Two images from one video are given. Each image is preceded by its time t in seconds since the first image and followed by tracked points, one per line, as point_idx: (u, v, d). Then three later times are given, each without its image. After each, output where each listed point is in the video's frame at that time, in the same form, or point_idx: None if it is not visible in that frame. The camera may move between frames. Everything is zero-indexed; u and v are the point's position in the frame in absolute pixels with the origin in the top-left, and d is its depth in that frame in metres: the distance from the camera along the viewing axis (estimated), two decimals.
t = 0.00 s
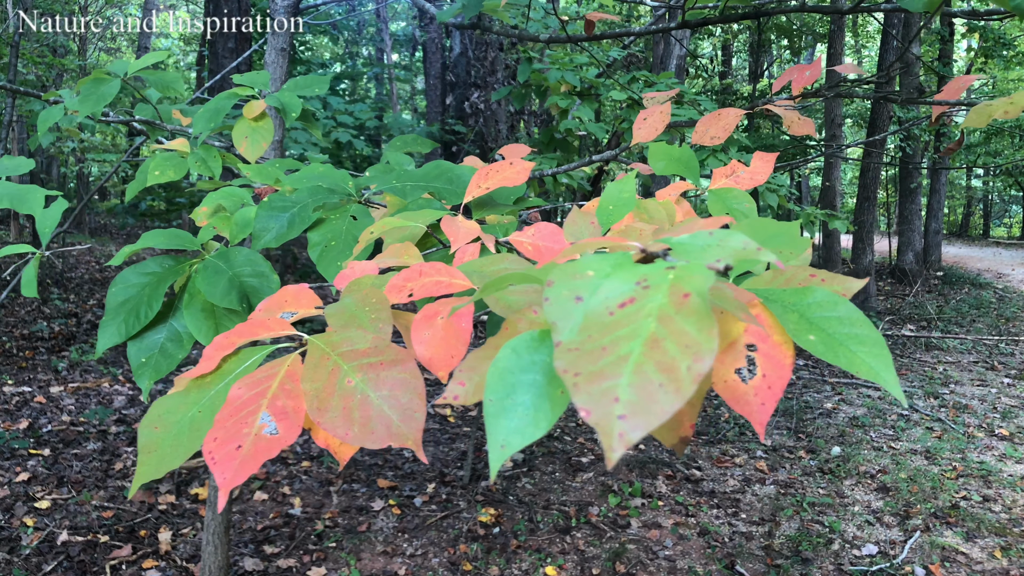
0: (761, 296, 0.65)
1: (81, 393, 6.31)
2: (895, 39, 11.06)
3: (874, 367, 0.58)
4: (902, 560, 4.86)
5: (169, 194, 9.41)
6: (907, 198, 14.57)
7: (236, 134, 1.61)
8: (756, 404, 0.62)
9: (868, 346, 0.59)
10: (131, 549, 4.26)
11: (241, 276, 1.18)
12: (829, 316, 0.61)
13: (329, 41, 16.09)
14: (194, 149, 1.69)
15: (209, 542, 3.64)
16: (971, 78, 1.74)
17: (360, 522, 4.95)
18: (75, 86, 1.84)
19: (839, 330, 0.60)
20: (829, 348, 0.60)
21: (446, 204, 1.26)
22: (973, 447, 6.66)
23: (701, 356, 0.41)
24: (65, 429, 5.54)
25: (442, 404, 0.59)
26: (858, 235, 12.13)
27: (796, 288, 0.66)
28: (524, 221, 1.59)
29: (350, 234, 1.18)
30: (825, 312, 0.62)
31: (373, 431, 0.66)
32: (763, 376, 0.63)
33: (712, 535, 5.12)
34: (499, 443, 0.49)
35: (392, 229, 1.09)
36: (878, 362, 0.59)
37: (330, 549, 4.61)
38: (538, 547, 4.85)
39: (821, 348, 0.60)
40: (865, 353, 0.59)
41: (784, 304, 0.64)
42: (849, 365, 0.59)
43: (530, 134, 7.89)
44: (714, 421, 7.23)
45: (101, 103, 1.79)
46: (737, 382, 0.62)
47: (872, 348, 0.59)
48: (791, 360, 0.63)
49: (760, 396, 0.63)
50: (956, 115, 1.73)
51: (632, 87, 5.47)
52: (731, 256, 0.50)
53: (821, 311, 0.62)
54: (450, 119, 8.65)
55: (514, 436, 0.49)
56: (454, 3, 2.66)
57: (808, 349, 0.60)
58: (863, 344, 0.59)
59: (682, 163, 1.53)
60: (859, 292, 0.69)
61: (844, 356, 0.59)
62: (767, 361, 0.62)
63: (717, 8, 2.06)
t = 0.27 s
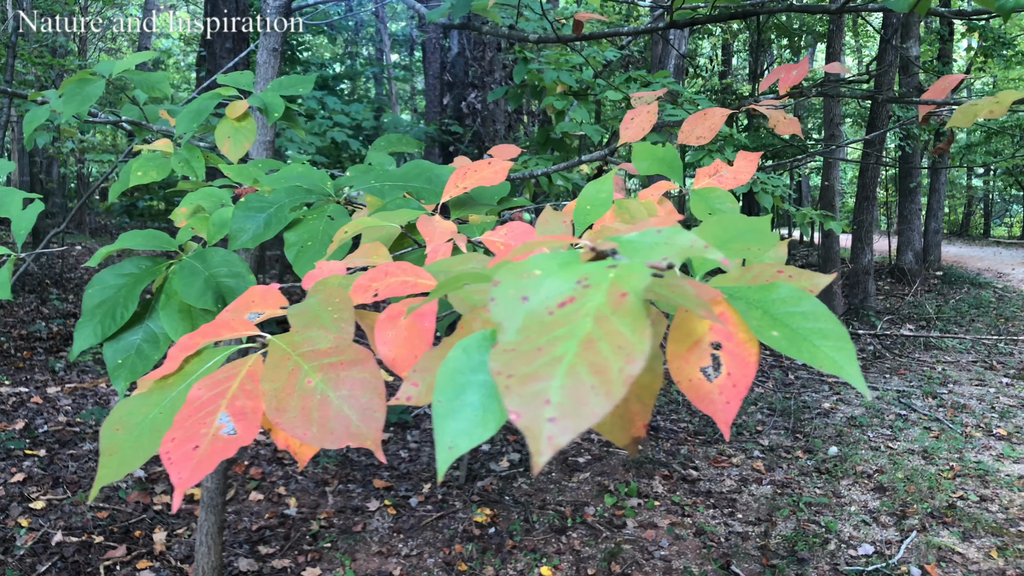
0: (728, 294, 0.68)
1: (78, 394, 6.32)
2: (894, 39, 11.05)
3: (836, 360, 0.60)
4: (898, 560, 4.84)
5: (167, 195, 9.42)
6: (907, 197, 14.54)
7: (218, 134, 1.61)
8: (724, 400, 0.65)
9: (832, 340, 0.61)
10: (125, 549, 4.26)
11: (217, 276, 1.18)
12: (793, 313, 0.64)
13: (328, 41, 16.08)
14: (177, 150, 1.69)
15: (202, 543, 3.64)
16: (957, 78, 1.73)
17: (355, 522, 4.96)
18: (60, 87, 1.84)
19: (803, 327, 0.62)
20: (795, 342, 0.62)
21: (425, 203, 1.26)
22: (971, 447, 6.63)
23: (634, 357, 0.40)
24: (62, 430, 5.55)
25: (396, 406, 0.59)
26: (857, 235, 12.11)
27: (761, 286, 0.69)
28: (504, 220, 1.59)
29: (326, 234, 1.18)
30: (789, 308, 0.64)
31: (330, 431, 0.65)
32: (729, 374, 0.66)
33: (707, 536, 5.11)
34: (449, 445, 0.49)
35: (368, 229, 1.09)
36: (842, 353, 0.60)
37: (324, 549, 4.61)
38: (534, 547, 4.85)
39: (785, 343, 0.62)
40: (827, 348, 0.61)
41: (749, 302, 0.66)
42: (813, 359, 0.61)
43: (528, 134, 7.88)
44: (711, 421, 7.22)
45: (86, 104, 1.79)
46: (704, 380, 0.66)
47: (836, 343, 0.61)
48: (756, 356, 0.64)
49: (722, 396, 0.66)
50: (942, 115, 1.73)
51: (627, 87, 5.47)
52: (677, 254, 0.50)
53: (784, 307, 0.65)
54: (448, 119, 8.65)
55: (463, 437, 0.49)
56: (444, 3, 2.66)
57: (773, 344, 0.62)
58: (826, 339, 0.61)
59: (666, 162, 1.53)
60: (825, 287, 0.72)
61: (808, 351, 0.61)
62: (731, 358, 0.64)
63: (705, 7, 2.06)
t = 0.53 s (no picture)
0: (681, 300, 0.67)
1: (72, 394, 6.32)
2: (890, 38, 11.04)
3: (784, 366, 0.58)
4: (890, 560, 4.83)
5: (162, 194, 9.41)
6: (904, 196, 14.53)
7: (197, 136, 1.61)
8: (672, 406, 0.66)
9: (781, 346, 0.60)
10: (116, 550, 4.27)
11: (187, 280, 1.18)
12: (743, 317, 0.63)
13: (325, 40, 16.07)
14: (156, 152, 1.69)
15: (192, 543, 3.63)
16: (938, 80, 1.74)
17: (347, 523, 4.96)
18: (40, 88, 1.83)
19: (753, 329, 0.61)
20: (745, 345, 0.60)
21: (397, 206, 1.26)
22: (965, 447, 6.61)
23: (550, 363, 0.40)
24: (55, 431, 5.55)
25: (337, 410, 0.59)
26: (854, 234, 12.10)
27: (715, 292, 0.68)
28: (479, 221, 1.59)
29: (296, 236, 1.18)
30: (740, 312, 0.63)
31: (277, 435, 0.65)
32: (679, 380, 0.66)
33: (700, 535, 5.10)
34: (379, 450, 0.49)
35: (335, 231, 1.08)
36: (789, 360, 0.59)
37: (316, 550, 4.62)
38: (526, 547, 4.85)
39: (735, 348, 0.60)
40: (777, 352, 0.59)
41: (701, 306, 0.65)
42: (761, 364, 0.59)
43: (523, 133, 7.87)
44: (705, 421, 7.21)
45: (66, 105, 1.79)
46: (655, 385, 0.67)
47: (785, 349, 0.60)
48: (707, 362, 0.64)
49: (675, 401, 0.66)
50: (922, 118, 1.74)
51: (619, 87, 5.46)
52: (607, 261, 0.50)
53: (736, 312, 0.64)
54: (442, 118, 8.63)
55: (395, 444, 0.49)
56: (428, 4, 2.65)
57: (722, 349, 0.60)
58: (776, 344, 0.60)
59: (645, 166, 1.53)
60: (779, 293, 0.74)
61: (755, 355, 0.59)
62: (683, 362, 0.65)
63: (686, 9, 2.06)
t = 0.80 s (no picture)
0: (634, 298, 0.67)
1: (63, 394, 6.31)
2: (884, 38, 11.03)
3: (733, 365, 0.58)
4: (879, 558, 4.83)
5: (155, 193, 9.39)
6: (898, 196, 14.53)
7: (174, 136, 1.61)
8: (625, 406, 0.67)
9: (730, 345, 0.60)
10: (105, 551, 4.27)
11: (156, 281, 1.18)
12: (694, 316, 0.63)
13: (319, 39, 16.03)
14: (133, 153, 1.68)
15: (180, 544, 3.63)
16: (918, 81, 1.75)
17: (338, 523, 4.96)
18: (17, 87, 1.83)
19: (703, 329, 0.61)
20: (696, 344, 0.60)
21: (368, 207, 1.26)
22: (956, 446, 6.61)
23: (465, 363, 0.39)
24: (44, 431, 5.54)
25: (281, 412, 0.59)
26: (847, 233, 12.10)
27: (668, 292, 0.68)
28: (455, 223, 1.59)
29: (266, 237, 1.18)
30: (691, 311, 0.63)
31: (226, 438, 0.63)
32: (632, 379, 0.68)
33: (690, 535, 5.10)
34: (312, 452, 0.49)
35: (303, 232, 1.07)
36: (740, 359, 0.59)
37: (306, 550, 4.62)
38: (516, 547, 4.85)
39: (684, 348, 0.60)
40: (725, 351, 0.59)
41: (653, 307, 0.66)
42: (709, 364, 0.59)
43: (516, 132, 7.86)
44: (698, 421, 7.21)
45: (43, 105, 1.78)
46: (607, 386, 0.69)
47: (734, 348, 0.60)
48: (657, 360, 0.67)
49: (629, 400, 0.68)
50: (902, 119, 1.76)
51: (610, 87, 5.45)
52: (540, 262, 0.50)
53: (687, 311, 0.64)
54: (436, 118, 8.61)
55: (329, 443, 0.49)
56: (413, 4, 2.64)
57: (671, 349, 0.60)
58: (726, 344, 0.60)
59: (622, 165, 1.55)
60: (734, 290, 0.76)
61: (705, 354, 0.59)
62: (635, 363, 0.67)
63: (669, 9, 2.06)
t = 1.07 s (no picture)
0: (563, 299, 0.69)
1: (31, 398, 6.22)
2: (856, 40, 11.14)
3: (655, 367, 0.60)
4: (848, 554, 4.88)
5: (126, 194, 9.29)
6: (871, 196, 14.68)
7: (129, 137, 1.60)
8: (553, 408, 0.66)
9: (655, 347, 0.62)
10: (71, 557, 4.24)
11: (102, 283, 1.17)
12: (621, 320, 0.64)
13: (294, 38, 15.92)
14: (87, 153, 1.67)
15: (147, 548, 3.59)
16: (872, 83, 1.80)
17: (310, 525, 4.94)
18: None
19: (629, 333, 0.62)
20: (623, 347, 0.62)
21: (318, 208, 1.26)
22: (925, 442, 6.69)
23: (353, 369, 0.40)
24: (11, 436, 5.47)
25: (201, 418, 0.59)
26: (821, 233, 12.21)
27: (599, 295, 0.70)
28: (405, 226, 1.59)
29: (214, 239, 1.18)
30: (618, 316, 0.64)
31: (150, 442, 0.60)
32: (561, 381, 0.67)
33: (662, 533, 5.13)
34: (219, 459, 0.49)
35: (250, 233, 1.08)
36: (662, 361, 0.61)
37: (277, 553, 4.61)
38: (488, 547, 4.86)
39: (609, 350, 0.62)
40: (650, 354, 0.61)
41: (583, 310, 0.67)
42: (634, 365, 0.61)
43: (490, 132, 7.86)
44: (671, 420, 7.25)
45: None
46: (536, 387, 0.67)
47: (658, 349, 0.62)
48: (586, 360, 0.66)
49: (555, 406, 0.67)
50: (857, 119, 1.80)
51: (583, 87, 5.47)
52: (446, 266, 0.51)
53: (616, 314, 0.65)
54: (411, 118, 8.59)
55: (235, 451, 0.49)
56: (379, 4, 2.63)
57: (598, 351, 0.62)
58: (651, 346, 0.62)
59: (578, 167, 1.58)
60: (664, 292, 0.78)
61: (629, 355, 0.61)
62: (565, 364, 0.66)
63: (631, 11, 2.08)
